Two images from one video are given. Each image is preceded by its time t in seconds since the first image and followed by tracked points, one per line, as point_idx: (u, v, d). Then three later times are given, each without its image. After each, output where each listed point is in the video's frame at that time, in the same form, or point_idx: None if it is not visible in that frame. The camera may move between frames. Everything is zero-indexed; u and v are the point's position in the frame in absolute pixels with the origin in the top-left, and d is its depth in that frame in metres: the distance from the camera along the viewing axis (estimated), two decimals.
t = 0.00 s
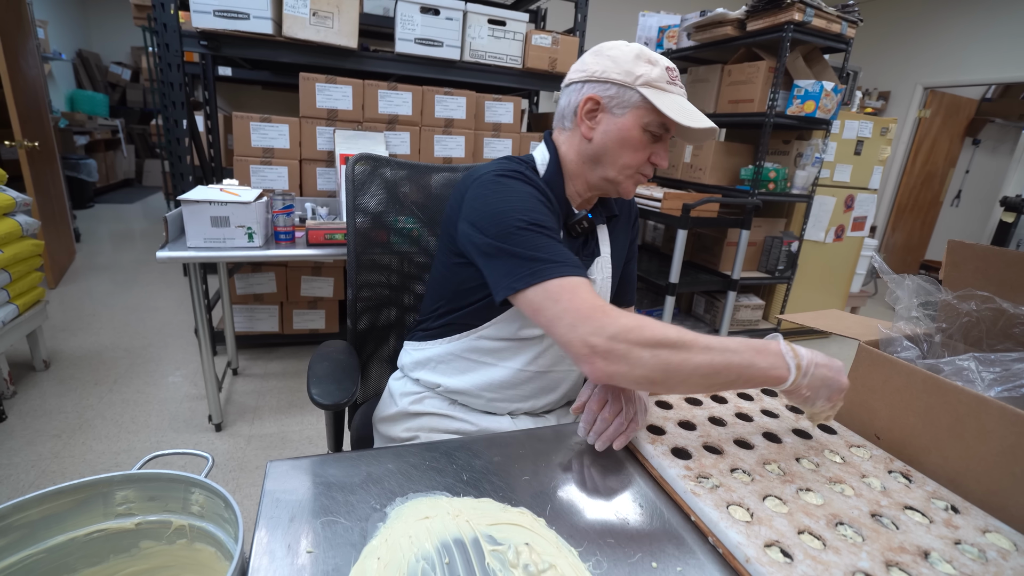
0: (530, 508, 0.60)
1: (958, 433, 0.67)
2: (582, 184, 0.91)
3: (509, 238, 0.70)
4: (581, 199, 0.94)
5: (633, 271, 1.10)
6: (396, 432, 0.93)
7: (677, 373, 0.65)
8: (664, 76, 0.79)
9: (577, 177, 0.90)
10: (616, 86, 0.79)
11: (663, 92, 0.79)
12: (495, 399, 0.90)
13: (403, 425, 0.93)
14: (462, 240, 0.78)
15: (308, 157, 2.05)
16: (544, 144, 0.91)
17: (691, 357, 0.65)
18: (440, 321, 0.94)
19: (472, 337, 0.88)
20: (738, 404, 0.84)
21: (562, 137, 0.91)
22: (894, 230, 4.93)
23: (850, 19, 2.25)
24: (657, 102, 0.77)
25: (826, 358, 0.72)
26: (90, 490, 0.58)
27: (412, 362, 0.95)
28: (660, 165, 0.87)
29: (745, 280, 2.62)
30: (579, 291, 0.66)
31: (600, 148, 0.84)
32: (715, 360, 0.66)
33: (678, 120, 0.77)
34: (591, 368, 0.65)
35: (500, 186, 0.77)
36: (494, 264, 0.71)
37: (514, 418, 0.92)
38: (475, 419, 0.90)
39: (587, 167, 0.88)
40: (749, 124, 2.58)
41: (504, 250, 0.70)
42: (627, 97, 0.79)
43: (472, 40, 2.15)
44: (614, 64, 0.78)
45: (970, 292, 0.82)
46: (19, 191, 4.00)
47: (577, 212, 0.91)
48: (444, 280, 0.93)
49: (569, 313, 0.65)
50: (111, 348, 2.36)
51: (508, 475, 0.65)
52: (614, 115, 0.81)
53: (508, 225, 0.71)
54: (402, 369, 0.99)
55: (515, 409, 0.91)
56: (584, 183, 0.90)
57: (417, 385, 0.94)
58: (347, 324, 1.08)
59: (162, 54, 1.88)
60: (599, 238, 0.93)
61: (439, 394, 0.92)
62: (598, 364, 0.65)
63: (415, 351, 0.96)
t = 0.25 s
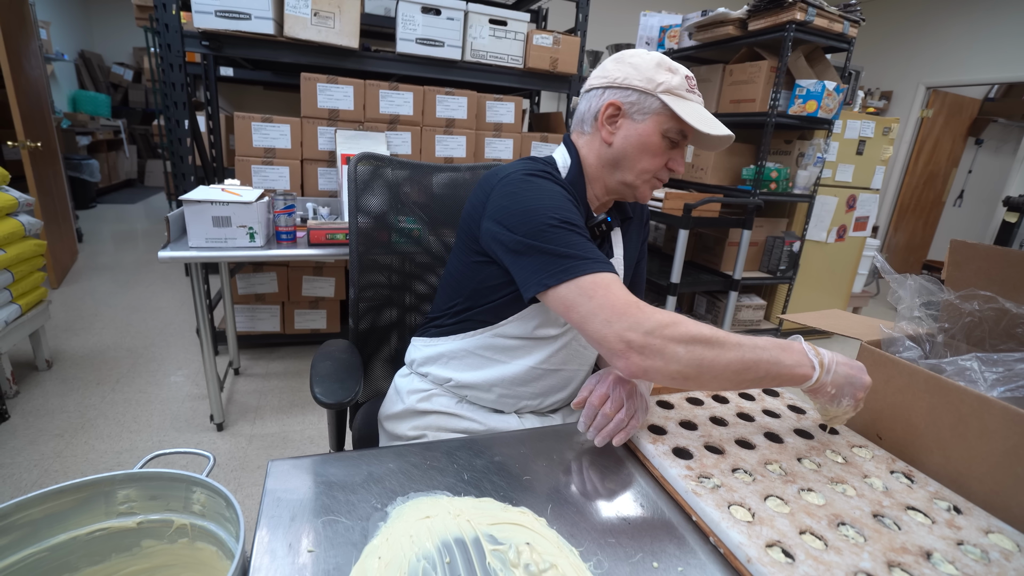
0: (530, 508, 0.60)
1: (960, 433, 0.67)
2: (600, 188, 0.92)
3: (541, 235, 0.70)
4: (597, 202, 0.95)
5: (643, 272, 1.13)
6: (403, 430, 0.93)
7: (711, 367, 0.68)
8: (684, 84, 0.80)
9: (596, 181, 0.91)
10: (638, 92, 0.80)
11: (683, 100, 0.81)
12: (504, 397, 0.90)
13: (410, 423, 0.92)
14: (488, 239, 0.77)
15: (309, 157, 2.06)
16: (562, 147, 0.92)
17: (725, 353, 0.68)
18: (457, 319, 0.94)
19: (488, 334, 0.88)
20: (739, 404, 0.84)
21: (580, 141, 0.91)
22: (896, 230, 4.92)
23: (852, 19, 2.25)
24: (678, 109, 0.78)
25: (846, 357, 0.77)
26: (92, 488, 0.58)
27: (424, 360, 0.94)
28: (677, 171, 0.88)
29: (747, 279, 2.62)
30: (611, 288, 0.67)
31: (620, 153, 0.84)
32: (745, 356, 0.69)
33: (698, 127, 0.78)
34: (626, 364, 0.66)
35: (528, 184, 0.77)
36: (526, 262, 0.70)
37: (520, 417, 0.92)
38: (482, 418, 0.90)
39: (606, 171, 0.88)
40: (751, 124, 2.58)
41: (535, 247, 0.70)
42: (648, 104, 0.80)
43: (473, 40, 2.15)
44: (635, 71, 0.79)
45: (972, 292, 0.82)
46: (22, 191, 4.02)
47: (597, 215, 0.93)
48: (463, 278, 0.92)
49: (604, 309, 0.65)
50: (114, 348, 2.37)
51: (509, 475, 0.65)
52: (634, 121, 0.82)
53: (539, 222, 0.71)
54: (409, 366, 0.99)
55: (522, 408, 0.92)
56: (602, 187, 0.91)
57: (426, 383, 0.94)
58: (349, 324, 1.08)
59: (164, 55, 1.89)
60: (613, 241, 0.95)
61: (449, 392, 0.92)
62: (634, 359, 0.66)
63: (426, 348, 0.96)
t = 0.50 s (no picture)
0: (531, 507, 0.60)
1: (959, 432, 0.67)
2: (609, 191, 0.92)
3: (555, 234, 0.70)
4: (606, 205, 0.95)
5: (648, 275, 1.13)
6: (405, 429, 0.93)
7: (719, 369, 0.68)
8: (694, 90, 0.81)
9: (605, 184, 0.91)
10: (648, 97, 0.80)
11: (692, 105, 0.81)
12: (508, 396, 0.90)
13: (413, 422, 0.93)
14: (500, 237, 0.77)
15: (310, 157, 2.06)
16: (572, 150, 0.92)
17: (732, 356, 0.69)
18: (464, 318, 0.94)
19: (495, 332, 0.88)
20: (740, 403, 0.84)
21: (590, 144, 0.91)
22: (896, 230, 4.92)
23: (853, 19, 2.25)
24: (688, 114, 0.79)
25: (850, 361, 0.77)
26: (94, 488, 0.58)
27: (429, 358, 0.94)
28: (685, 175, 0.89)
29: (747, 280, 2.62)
30: (623, 288, 0.67)
31: (630, 157, 0.85)
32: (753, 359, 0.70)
33: (708, 132, 0.79)
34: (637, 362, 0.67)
35: (541, 183, 0.77)
36: (539, 260, 0.70)
37: (523, 416, 0.92)
38: (486, 417, 0.90)
39: (616, 174, 0.89)
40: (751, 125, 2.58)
41: (547, 245, 0.70)
42: (658, 109, 0.81)
43: (473, 40, 2.15)
44: (646, 77, 0.80)
45: (972, 291, 0.82)
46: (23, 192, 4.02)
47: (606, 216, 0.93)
48: (471, 277, 0.92)
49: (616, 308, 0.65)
50: (115, 349, 2.37)
51: (511, 474, 0.65)
52: (644, 125, 0.82)
53: (553, 221, 0.71)
54: (413, 364, 0.99)
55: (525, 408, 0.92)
56: (611, 190, 0.91)
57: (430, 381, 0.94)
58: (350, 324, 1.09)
59: (165, 55, 1.89)
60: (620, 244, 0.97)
61: (452, 391, 0.92)
62: (645, 358, 0.66)
63: (430, 346, 0.96)
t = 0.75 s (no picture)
0: (532, 506, 0.60)
1: (960, 431, 0.67)
2: (612, 192, 0.92)
3: (559, 234, 0.70)
4: (610, 206, 0.95)
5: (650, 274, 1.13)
6: (408, 427, 0.93)
7: (719, 371, 0.69)
8: (697, 93, 0.81)
9: (608, 185, 0.91)
10: (651, 99, 0.80)
11: (695, 107, 0.82)
12: (509, 395, 0.90)
13: (415, 420, 0.93)
14: (504, 237, 0.78)
15: (311, 158, 2.06)
16: (576, 151, 0.92)
17: (733, 358, 0.69)
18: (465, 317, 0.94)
19: (497, 331, 0.88)
20: (741, 402, 0.84)
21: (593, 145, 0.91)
22: (897, 229, 4.92)
23: (853, 18, 2.25)
24: (691, 116, 0.79)
25: (846, 367, 0.78)
26: (96, 486, 0.58)
27: (431, 357, 0.94)
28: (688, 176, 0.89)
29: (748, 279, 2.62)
30: (627, 288, 0.67)
31: (633, 158, 0.85)
32: (753, 362, 0.70)
33: (711, 133, 0.79)
34: (637, 363, 0.67)
35: (546, 184, 0.77)
36: (543, 259, 0.70)
37: (525, 416, 0.93)
38: (487, 416, 0.91)
39: (619, 175, 0.89)
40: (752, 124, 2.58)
41: (552, 244, 0.70)
42: (661, 110, 0.81)
43: (474, 40, 2.15)
44: (650, 78, 0.80)
45: (973, 291, 0.82)
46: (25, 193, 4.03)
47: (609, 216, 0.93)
48: (474, 276, 0.92)
49: (618, 308, 0.66)
50: (116, 349, 2.37)
51: (511, 474, 0.65)
52: (647, 127, 0.82)
53: (557, 220, 0.71)
54: (415, 363, 0.99)
55: (526, 407, 0.92)
56: (615, 191, 0.91)
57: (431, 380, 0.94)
58: (351, 323, 1.09)
59: (167, 56, 1.89)
60: (622, 242, 0.96)
61: (454, 390, 0.92)
62: (647, 358, 0.66)
63: (432, 345, 0.96)
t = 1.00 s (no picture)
0: (533, 504, 0.61)
1: (960, 428, 0.67)
2: (613, 191, 0.92)
3: (559, 233, 0.70)
4: (610, 205, 0.95)
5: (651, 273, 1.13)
6: (408, 427, 0.93)
7: (717, 371, 0.69)
8: (696, 92, 0.81)
9: (609, 185, 0.91)
10: (651, 98, 0.81)
11: (695, 106, 0.82)
12: (510, 394, 0.91)
13: (415, 419, 0.93)
14: (504, 235, 0.78)
15: (311, 158, 2.07)
16: (577, 151, 0.92)
17: (731, 358, 0.69)
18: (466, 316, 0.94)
19: (497, 330, 0.88)
20: (741, 401, 0.84)
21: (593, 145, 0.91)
22: (897, 228, 4.92)
23: (853, 18, 2.25)
24: (691, 115, 0.79)
25: (842, 367, 0.78)
26: (97, 486, 0.58)
27: (432, 356, 0.95)
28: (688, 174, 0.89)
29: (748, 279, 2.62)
30: (626, 286, 0.67)
31: (633, 157, 0.85)
32: (751, 362, 0.70)
33: (711, 132, 0.80)
34: (635, 362, 0.67)
35: (547, 183, 0.77)
36: (542, 258, 0.71)
37: (525, 415, 0.93)
38: (488, 415, 0.91)
39: (619, 175, 0.89)
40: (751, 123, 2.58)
41: (551, 243, 0.70)
42: (661, 109, 0.81)
43: (474, 40, 2.15)
44: (649, 78, 0.80)
45: (972, 288, 0.82)
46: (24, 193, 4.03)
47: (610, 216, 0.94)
48: (475, 275, 0.92)
49: (616, 308, 0.66)
50: (116, 349, 2.37)
51: (511, 472, 0.66)
52: (647, 126, 0.83)
53: (557, 219, 0.71)
54: (415, 362, 0.99)
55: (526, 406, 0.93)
56: (615, 190, 0.91)
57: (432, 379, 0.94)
58: (352, 323, 1.09)
59: (167, 56, 1.89)
60: (623, 241, 0.97)
61: (455, 389, 0.92)
62: (645, 357, 0.67)
63: (432, 344, 0.96)
